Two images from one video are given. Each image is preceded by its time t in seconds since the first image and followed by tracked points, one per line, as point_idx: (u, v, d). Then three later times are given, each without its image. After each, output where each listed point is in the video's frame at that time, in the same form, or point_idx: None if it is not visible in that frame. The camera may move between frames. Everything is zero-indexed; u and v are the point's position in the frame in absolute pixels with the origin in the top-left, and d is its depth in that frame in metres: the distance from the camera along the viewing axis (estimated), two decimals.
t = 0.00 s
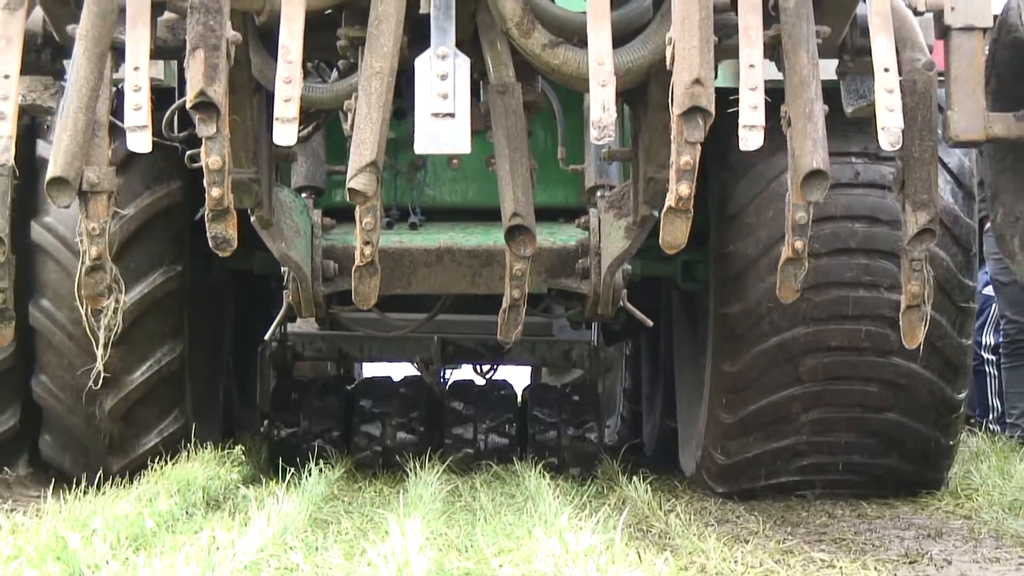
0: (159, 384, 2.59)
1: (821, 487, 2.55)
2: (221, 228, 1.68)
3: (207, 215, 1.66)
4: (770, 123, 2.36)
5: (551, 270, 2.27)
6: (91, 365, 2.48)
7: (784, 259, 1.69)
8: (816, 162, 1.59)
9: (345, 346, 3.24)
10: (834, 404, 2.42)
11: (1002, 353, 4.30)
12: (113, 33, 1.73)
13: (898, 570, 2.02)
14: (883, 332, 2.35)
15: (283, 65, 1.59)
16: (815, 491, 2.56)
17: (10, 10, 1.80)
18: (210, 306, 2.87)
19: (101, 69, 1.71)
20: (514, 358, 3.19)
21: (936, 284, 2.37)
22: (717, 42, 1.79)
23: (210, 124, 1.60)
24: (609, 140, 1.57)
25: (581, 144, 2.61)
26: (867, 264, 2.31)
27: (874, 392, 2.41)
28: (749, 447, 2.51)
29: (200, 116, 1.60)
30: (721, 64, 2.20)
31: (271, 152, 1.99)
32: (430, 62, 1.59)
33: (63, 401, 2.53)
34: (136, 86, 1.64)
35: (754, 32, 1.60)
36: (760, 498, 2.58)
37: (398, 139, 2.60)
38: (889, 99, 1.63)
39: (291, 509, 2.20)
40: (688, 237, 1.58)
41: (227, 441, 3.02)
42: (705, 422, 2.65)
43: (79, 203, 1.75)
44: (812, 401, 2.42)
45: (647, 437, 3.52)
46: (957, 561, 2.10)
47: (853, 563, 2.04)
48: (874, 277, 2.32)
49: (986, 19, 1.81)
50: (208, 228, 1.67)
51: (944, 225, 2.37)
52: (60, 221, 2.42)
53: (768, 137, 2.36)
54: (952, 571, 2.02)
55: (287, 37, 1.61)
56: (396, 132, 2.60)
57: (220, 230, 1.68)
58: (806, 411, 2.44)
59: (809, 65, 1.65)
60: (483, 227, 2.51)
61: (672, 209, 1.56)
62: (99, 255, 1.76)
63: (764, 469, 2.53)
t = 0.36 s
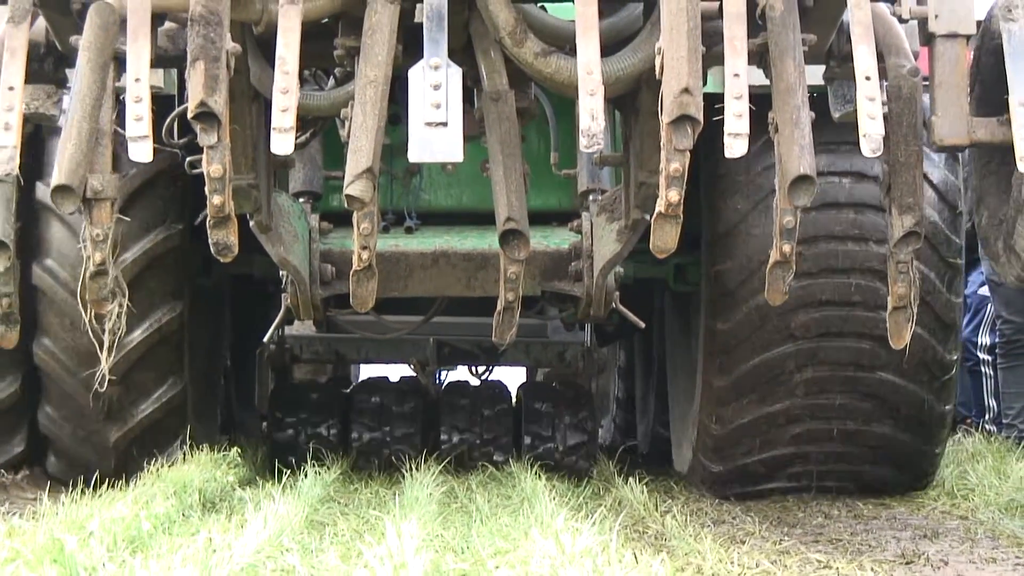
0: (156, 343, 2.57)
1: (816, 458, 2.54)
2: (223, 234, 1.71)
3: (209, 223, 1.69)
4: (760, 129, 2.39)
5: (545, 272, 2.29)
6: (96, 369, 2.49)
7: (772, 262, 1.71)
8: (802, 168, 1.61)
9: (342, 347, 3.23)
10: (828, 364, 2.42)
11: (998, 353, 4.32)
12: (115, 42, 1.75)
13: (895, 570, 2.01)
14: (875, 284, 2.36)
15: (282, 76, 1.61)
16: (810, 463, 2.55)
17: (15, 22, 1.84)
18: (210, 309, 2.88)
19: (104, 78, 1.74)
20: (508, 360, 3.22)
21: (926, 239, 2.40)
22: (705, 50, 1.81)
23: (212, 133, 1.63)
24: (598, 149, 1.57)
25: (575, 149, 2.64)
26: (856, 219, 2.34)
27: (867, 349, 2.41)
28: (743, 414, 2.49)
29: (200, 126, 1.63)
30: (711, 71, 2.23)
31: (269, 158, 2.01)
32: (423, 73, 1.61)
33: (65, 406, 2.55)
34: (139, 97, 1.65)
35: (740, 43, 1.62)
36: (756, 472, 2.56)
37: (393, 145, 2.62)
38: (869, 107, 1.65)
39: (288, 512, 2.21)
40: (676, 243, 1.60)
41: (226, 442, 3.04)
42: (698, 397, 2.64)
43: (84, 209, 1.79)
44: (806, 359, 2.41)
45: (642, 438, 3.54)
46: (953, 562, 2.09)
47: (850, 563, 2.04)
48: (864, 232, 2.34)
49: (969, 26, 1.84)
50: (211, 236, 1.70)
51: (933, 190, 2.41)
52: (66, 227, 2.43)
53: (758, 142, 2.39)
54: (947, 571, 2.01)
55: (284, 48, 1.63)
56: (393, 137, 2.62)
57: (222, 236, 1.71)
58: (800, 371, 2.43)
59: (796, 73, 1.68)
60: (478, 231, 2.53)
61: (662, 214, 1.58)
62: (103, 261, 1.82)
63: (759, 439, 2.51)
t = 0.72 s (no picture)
0: (167, 293, 2.59)
1: (821, 417, 2.49)
2: (236, 230, 1.72)
3: (222, 219, 1.70)
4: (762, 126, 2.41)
5: (550, 266, 2.31)
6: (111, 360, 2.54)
7: (772, 257, 1.73)
8: (800, 164, 1.63)
9: (349, 340, 3.25)
10: (830, 311, 2.40)
11: (1004, 347, 4.33)
12: (129, 41, 1.79)
13: (901, 563, 2.01)
14: (875, 231, 2.38)
15: (293, 75, 1.63)
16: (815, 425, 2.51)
17: (33, 21, 1.85)
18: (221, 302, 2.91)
19: (118, 75, 1.77)
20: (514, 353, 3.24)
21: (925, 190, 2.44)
22: (707, 48, 1.83)
23: (225, 130, 1.65)
24: (603, 146, 1.58)
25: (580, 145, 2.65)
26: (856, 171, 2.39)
27: (868, 297, 2.40)
28: (746, 366, 2.47)
29: (214, 122, 1.64)
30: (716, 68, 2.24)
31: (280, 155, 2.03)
32: (431, 72, 1.63)
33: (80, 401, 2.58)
34: (154, 94, 1.68)
35: (740, 42, 1.64)
36: (761, 433, 2.53)
37: (401, 141, 2.64)
38: (867, 106, 1.67)
39: (295, 505, 2.22)
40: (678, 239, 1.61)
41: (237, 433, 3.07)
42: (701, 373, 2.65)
43: (98, 205, 1.79)
44: (807, 307, 2.40)
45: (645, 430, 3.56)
46: (960, 554, 2.10)
47: (856, 555, 2.04)
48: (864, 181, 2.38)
49: (967, 26, 1.85)
50: (225, 231, 1.72)
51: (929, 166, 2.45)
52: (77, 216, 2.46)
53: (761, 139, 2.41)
54: (954, 565, 2.02)
55: (297, 48, 1.65)
56: (401, 133, 2.64)
57: (235, 231, 1.72)
58: (804, 319, 2.41)
59: (796, 72, 1.69)
60: (485, 226, 2.55)
61: (665, 210, 1.59)
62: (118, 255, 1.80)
63: (762, 395, 2.49)
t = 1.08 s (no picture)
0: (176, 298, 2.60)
1: (816, 378, 2.46)
2: (237, 235, 1.74)
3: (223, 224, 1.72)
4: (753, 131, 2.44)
5: (545, 270, 2.33)
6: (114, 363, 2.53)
7: (762, 260, 1.75)
8: (788, 170, 1.65)
9: (348, 343, 3.25)
10: (821, 267, 2.38)
11: (1000, 347, 4.35)
12: (132, 50, 1.81)
13: (898, 564, 2.03)
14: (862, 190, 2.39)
15: (294, 84, 1.65)
16: (810, 389, 2.48)
17: (42, 31, 1.88)
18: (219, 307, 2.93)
19: (120, 84, 1.79)
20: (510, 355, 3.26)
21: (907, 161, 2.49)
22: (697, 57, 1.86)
23: (226, 138, 1.67)
24: (595, 153, 1.61)
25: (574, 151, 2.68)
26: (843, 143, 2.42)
27: (858, 252, 2.38)
28: (738, 326, 2.45)
29: (216, 130, 1.66)
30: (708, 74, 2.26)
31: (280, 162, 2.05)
32: (428, 81, 1.64)
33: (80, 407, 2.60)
34: (157, 103, 1.69)
35: (730, 51, 1.65)
36: (755, 400, 2.51)
37: (398, 146, 2.66)
38: (854, 113, 1.68)
39: (292, 508, 2.24)
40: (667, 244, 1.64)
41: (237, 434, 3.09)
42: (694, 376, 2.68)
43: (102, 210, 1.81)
44: (799, 264, 2.38)
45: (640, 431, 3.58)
46: (957, 555, 2.11)
47: (853, 557, 2.06)
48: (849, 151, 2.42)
49: (952, 34, 1.87)
50: (226, 236, 1.73)
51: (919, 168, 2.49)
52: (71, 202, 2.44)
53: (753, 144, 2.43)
54: (950, 566, 2.03)
55: (297, 58, 1.67)
56: (398, 139, 2.66)
57: (235, 236, 1.74)
58: (795, 275, 2.38)
59: (785, 81, 1.72)
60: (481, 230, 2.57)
61: (654, 216, 1.61)
62: (121, 259, 1.82)
63: (754, 357, 2.47)
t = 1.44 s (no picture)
0: (180, 295, 2.62)
1: (818, 332, 2.45)
2: (248, 239, 1.76)
3: (235, 229, 1.74)
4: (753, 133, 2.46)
5: (549, 271, 2.35)
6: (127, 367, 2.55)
7: (762, 260, 1.77)
8: (787, 173, 1.67)
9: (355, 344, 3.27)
10: (819, 219, 2.40)
11: (1006, 343, 4.35)
12: (144, 60, 1.83)
13: (907, 562, 2.04)
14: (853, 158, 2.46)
15: (302, 92, 1.67)
16: (813, 344, 2.47)
17: (54, 44, 1.91)
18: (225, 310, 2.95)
19: (132, 94, 1.81)
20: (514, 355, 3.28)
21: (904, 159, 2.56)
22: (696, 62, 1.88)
23: (237, 145, 1.69)
24: (595, 159, 1.63)
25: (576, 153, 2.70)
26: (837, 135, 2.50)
27: (854, 204, 2.41)
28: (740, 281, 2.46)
29: (227, 138, 1.69)
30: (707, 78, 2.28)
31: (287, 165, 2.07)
32: (432, 88, 1.67)
33: (92, 412, 2.60)
34: (170, 112, 1.72)
35: (726, 57, 1.67)
36: (759, 356, 2.50)
37: (404, 150, 2.68)
38: (847, 118, 1.70)
39: (300, 510, 2.25)
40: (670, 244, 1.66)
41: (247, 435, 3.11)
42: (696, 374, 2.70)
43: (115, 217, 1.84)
44: (797, 217, 2.39)
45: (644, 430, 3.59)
46: (965, 553, 2.12)
47: (862, 556, 2.07)
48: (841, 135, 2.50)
49: (945, 36, 1.90)
50: (238, 241, 1.75)
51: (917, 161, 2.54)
52: (86, 176, 2.43)
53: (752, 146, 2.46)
54: (959, 563, 2.04)
55: (305, 66, 1.69)
56: (403, 142, 2.68)
57: (247, 240, 1.76)
58: (794, 227, 2.39)
59: (782, 86, 1.73)
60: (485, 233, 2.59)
61: (656, 220, 1.64)
62: (135, 264, 1.86)
63: (757, 312, 2.47)
